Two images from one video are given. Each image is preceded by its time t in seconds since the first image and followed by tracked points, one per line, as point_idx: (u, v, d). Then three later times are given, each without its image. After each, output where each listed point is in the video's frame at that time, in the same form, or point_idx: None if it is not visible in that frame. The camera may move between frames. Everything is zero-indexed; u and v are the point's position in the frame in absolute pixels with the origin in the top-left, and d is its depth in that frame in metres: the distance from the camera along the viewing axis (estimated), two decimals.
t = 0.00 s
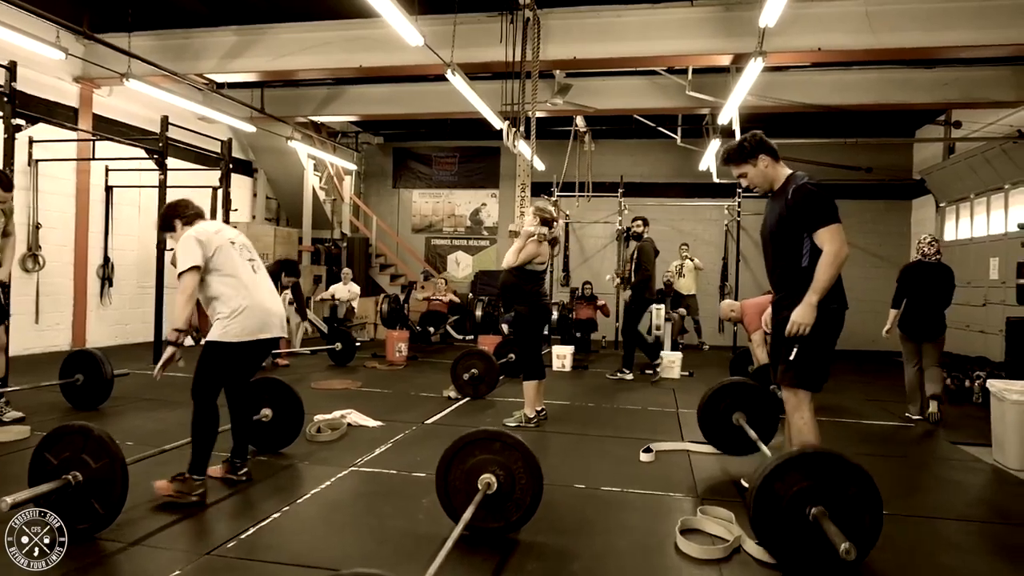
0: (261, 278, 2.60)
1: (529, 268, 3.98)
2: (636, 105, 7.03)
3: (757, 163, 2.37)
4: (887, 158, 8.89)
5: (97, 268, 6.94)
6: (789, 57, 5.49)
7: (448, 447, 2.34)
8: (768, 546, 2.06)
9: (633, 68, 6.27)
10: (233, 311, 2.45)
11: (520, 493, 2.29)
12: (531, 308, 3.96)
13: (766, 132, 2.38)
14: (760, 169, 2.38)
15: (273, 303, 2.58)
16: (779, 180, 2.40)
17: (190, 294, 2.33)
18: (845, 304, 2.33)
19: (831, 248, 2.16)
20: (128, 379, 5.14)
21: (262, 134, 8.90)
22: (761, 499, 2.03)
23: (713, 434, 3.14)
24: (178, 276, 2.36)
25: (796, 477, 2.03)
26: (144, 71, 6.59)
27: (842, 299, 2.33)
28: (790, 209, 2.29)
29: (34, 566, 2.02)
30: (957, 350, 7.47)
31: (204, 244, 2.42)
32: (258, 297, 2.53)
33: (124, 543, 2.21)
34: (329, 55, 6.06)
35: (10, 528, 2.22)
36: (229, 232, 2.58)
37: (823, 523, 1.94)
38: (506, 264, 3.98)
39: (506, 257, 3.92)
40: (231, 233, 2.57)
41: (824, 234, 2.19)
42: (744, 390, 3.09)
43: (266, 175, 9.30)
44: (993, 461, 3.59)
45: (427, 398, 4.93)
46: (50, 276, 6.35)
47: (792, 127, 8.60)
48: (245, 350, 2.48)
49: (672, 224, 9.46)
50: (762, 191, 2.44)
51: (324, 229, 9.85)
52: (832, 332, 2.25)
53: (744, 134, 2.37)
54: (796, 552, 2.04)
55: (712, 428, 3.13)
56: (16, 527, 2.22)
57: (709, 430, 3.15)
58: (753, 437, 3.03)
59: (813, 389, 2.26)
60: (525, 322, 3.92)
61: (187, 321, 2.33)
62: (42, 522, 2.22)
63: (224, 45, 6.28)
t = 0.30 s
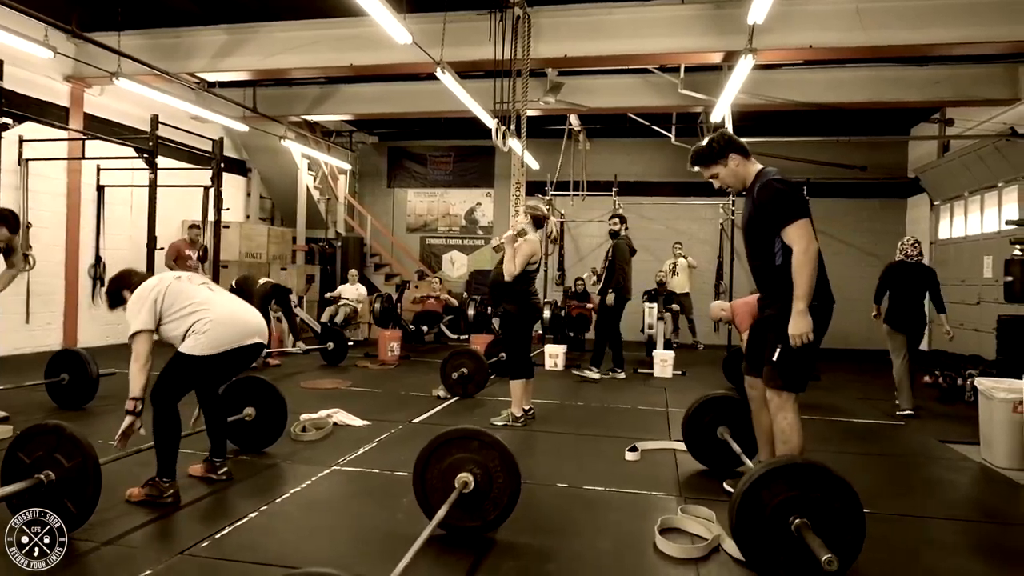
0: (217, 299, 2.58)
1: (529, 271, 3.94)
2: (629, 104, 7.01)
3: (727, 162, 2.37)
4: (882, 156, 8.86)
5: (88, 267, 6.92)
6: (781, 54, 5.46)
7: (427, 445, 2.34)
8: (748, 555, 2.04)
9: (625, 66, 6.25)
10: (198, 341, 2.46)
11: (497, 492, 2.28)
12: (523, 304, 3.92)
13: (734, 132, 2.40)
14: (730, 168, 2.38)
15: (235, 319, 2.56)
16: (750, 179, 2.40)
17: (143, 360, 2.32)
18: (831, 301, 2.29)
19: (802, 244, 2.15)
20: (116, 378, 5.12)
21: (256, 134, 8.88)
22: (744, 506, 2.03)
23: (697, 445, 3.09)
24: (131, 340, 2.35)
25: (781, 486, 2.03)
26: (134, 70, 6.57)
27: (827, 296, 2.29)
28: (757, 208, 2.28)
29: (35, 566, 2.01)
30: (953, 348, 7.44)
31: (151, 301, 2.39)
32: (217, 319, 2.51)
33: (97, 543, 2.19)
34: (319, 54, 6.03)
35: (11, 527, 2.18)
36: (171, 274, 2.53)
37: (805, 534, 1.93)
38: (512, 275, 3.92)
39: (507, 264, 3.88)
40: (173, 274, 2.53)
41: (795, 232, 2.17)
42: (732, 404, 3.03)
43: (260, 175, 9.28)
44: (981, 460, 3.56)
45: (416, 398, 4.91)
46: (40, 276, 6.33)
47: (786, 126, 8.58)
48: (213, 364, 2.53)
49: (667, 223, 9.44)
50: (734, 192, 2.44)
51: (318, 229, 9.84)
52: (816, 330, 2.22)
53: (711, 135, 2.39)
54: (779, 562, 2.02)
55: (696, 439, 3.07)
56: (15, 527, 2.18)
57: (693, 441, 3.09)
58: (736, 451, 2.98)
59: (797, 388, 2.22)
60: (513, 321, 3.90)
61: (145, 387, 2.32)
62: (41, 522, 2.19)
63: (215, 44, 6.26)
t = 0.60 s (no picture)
0: (179, 309, 2.59)
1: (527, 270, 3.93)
2: (622, 103, 7.01)
3: (691, 178, 2.36)
4: (877, 156, 8.84)
5: (79, 266, 6.91)
6: (772, 54, 5.45)
7: (402, 445, 2.32)
8: (725, 557, 1.99)
9: (616, 65, 6.23)
10: (166, 354, 2.49)
11: (471, 493, 2.26)
12: (512, 302, 3.89)
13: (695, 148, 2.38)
14: (694, 184, 2.36)
15: (201, 325, 2.58)
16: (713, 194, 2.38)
17: (109, 385, 2.37)
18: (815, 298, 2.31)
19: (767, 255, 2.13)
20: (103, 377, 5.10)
21: (250, 133, 8.87)
22: (723, 506, 1.98)
23: (678, 446, 3.09)
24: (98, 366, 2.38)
25: (763, 488, 1.98)
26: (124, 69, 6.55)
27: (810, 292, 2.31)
28: (724, 218, 2.27)
29: (34, 566, 1.99)
30: (945, 349, 7.43)
31: (116, 323, 2.42)
32: (181, 329, 2.53)
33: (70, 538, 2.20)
34: (310, 53, 6.00)
35: (9, 529, 2.13)
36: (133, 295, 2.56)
37: (782, 539, 1.88)
38: (509, 275, 3.82)
39: (512, 271, 3.83)
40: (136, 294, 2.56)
41: (760, 242, 2.16)
42: (713, 405, 3.03)
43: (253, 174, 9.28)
44: (966, 460, 3.55)
45: (403, 397, 4.91)
46: (29, 275, 6.32)
47: (780, 126, 8.58)
48: (185, 368, 2.57)
49: (661, 222, 9.43)
50: (699, 208, 2.42)
51: (312, 228, 9.83)
52: (800, 327, 2.23)
53: (674, 151, 2.38)
54: (753, 565, 1.97)
55: (677, 441, 3.07)
56: (17, 528, 2.15)
57: (674, 442, 3.09)
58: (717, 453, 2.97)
59: (778, 384, 2.22)
60: (501, 320, 3.87)
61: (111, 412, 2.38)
62: (44, 522, 2.20)
63: (205, 43, 6.23)
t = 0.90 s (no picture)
0: (149, 304, 2.60)
1: (504, 267, 3.92)
2: (614, 103, 7.00)
3: (648, 217, 2.34)
4: (870, 156, 8.83)
5: (70, 266, 6.90)
6: (761, 53, 5.44)
7: (375, 444, 2.31)
8: (694, 556, 1.97)
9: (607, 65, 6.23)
10: (137, 348, 2.49)
11: (443, 492, 2.26)
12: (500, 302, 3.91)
13: (648, 185, 2.37)
14: (651, 223, 2.34)
15: (173, 318, 2.58)
16: (673, 230, 2.35)
17: (79, 383, 2.36)
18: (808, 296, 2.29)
19: (722, 298, 2.09)
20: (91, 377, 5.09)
21: (243, 133, 8.87)
22: (694, 506, 1.95)
23: (658, 447, 3.09)
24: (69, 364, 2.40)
25: (734, 487, 1.96)
26: (115, 68, 6.55)
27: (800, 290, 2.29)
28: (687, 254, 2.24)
29: (34, 566, 2.03)
30: (938, 349, 7.43)
31: (87, 320, 2.44)
32: (153, 323, 2.53)
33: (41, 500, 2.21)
34: (299, 53, 5.99)
35: (10, 528, 2.24)
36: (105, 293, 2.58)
37: (751, 539, 1.86)
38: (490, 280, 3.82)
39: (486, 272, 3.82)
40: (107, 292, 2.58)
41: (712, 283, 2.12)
42: (693, 405, 3.03)
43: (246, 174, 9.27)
44: (950, 460, 3.54)
45: (391, 397, 4.90)
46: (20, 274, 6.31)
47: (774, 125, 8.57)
48: (159, 364, 2.56)
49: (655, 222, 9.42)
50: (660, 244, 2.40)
51: (306, 228, 9.83)
52: (796, 329, 2.21)
53: (627, 192, 2.38)
54: (721, 564, 1.96)
55: (657, 442, 3.07)
56: (16, 527, 2.25)
57: (654, 443, 3.09)
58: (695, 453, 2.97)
59: (773, 388, 2.21)
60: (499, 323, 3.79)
61: (79, 410, 2.38)
62: (43, 522, 2.29)
63: (195, 43, 6.22)
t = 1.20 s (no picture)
0: (125, 300, 2.60)
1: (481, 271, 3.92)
2: (605, 103, 7.00)
3: (619, 284, 2.39)
4: (864, 156, 8.83)
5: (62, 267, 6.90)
6: (750, 53, 5.44)
7: (348, 445, 2.31)
8: (662, 557, 1.98)
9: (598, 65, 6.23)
10: (114, 343, 2.48)
11: (416, 492, 2.26)
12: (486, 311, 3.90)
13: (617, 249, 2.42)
14: (623, 288, 2.39)
15: (149, 313, 2.59)
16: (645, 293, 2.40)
17: (55, 379, 2.36)
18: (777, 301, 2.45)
19: (676, 359, 2.10)
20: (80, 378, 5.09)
21: (236, 133, 8.87)
22: (660, 507, 1.96)
23: (638, 447, 3.11)
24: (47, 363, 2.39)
25: (700, 487, 1.96)
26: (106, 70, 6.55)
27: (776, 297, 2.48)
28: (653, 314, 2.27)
29: (34, 566, 2.05)
30: (930, 349, 7.43)
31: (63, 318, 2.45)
32: (127, 318, 2.53)
33: None
34: (289, 54, 5.99)
35: (11, 528, 2.29)
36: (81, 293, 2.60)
37: (716, 540, 1.87)
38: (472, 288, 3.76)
39: (467, 282, 3.75)
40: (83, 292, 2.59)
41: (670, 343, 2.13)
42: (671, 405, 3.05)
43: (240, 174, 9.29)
44: (933, 461, 3.54)
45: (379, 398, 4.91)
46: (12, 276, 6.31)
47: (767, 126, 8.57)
48: (137, 360, 2.56)
49: (649, 222, 9.43)
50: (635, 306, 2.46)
51: (300, 228, 9.84)
52: (778, 335, 2.41)
53: (597, 257, 2.43)
54: (689, 565, 1.97)
55: (636, 441, 3.10)
56: (17, 527, 2.30)
57: (634, 442, 3.11)
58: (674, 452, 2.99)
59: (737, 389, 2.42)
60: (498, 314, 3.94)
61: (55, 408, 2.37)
62: (43, 522, 2.34)
63: (186, 44, 6.22)
